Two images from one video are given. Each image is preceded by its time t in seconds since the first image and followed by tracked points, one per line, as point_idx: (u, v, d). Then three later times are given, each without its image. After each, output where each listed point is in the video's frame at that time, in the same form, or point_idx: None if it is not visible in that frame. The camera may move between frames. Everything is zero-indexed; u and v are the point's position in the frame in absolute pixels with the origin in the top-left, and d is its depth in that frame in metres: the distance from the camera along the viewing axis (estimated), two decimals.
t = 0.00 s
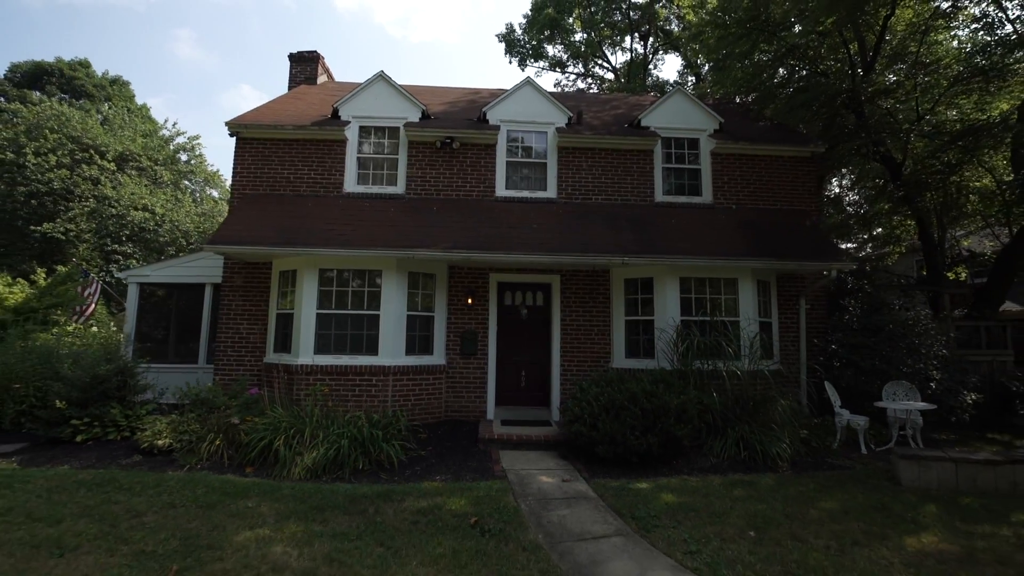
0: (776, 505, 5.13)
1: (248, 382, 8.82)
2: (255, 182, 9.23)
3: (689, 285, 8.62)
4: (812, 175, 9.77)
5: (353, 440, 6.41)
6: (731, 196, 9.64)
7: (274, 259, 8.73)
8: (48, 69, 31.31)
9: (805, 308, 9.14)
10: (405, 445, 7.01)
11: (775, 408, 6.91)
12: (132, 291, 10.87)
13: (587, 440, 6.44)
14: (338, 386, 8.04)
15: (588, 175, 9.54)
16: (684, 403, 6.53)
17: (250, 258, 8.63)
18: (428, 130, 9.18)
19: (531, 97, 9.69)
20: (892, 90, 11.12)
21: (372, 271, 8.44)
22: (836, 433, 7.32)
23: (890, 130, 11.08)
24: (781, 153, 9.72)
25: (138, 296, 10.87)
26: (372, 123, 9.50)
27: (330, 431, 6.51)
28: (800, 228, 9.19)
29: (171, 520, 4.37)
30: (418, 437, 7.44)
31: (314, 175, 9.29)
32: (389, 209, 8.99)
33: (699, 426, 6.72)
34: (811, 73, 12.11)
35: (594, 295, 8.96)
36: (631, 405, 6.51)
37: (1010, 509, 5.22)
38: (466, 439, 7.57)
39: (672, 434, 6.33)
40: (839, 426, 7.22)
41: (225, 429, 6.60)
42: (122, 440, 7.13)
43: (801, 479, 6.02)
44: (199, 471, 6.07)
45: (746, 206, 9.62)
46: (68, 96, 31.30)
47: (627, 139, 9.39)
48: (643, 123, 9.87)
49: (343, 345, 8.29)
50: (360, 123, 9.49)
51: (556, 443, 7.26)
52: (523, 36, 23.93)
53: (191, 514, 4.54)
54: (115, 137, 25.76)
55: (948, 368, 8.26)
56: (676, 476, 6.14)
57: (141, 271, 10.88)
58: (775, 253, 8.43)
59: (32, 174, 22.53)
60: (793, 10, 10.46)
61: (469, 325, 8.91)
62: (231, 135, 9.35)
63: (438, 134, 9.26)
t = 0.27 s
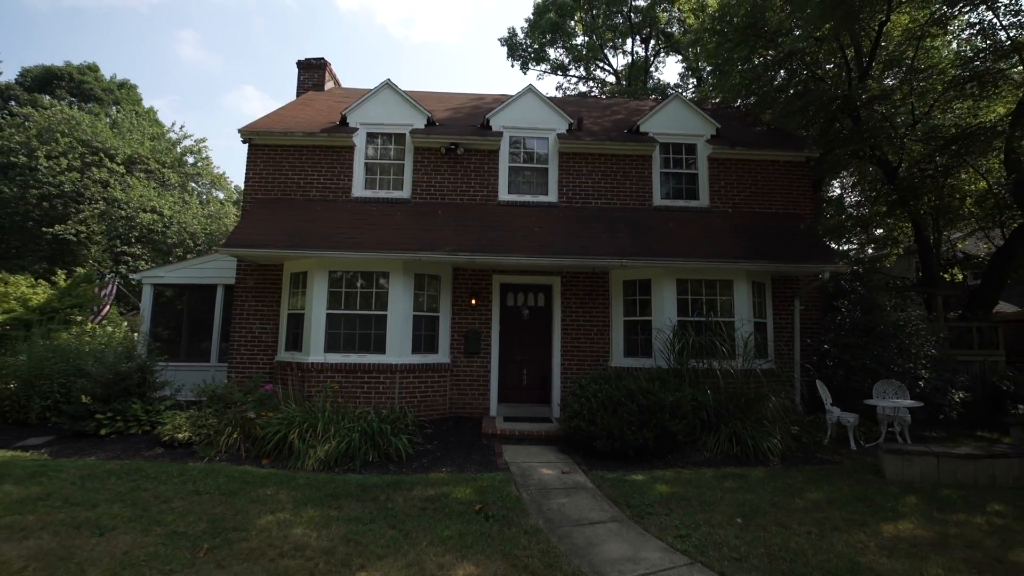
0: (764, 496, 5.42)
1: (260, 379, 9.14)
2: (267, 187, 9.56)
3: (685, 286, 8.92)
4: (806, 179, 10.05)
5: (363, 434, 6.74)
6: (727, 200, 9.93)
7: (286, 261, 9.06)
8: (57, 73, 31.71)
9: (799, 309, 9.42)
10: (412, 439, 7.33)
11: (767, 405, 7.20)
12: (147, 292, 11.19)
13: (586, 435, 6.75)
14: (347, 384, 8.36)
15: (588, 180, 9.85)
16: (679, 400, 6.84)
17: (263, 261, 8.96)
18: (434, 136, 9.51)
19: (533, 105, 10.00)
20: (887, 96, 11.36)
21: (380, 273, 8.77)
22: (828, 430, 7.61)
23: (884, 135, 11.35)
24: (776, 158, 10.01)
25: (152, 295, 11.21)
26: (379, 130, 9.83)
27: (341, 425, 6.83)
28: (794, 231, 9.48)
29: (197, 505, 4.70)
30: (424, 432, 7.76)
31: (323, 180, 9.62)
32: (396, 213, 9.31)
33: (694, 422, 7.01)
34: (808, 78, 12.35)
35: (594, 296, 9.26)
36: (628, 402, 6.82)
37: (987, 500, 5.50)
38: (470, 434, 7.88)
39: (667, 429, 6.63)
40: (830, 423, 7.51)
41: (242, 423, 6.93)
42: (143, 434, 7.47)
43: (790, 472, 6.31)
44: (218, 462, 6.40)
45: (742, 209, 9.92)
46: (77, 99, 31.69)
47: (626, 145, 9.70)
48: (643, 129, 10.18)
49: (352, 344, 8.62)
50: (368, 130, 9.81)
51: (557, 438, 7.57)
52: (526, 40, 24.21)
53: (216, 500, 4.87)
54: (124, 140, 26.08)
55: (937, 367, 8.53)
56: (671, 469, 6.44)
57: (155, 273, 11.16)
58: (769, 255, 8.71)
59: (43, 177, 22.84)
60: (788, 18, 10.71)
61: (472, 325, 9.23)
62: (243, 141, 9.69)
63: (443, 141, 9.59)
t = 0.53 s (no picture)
0: (753, 487, 5.72)
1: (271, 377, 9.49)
2: (278, 191, 9.90)
3: (683, 288, 9.21)
4: (801, 184, 10.34)
5: (373, 429, 7.06)
6: (723, 204, 10.22)
7: (297, 263, 9.39)
8: (66, 77, 32.15)
9: (793, 310, 9.69)
10: (420, 434, 7.64)
11: (759, 403, 7.50)
12: (160, 292, 11.53)
13: (585, 431, 7.07)
14: (356, 381, 8.69)
15: (588, 184, 10.16)
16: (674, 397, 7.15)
17: (274, 262, 9.30)
18: (439, 143, 9.83)
19: (535, 112, 10.32)
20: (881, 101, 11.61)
21: (388, 275, 9.09)
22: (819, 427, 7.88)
23: (877, 140, 11.61)
24: (771, 163, 10.29)
25: (167, 297, 11.56)
26: (385, 136, 10.15)
27: (352, 420, 7.15)
28: (789, 235, 9.76)
29: (221, 493, 5.04)
30: (430, 427, 8.08)
31: (332, 184, 9.95)
32: (402, 217, 9.64)
33: (689, 418, 7.32)
34: (806, 84, 12.58)
35: (594, 297, 9.57)
36: (625, 399, 7.13)
37: (968, 492, 5.77)
38: (474, 429, 8.20)
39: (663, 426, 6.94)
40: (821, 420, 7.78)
41: (257, 418, 7.27)
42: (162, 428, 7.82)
43: (781, 465, 6.60)
44: (236, 454, 6.74)
45: (738, 213, 10.21)
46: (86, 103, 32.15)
47: (625, 151, 10.02)
48: (642, 135, 10.48)
49: (360, 343, 8.94)
50: (375, 136, 10.13)
51: (557, 434, 7.88)
52: (528, 43, 24.50)
53: (238, 488, 5.20)
54: (132, 142, 26.44)
55: (927, 367, 8.79)
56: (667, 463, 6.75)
57: (168, 274, 11.50)
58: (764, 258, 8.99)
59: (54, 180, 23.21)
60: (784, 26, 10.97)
61: (476, 325, 9.55)
62: (255, 147, 10.02)
63: (448, 147, 9.91)
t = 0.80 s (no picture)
0: (744, 480, 6.01)
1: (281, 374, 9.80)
2: (287, 195, 10.21)
3: (680, 289, 9.49)
4: (796, 188, 10.61)
5: (380, 424, 7.36)
6: (720, 207, 10.50)
7: (306, 264, 9.70)
8: (74, 79, 32.52)
9: (788, 310, 9.96)
10: (425, 429, 7.94)
11: (753, 400, 7.78)
12: (172, 292, 11.81)
13: (584, 427, 7.36)
14: (363, 378, 9.00)
15: (588, 188, 10.45)
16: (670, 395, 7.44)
17: (284, 264, 9.62)
18: (443, 148, 10.13)
19: (536, 117, 10.63)
20: (876, 106, 11.86)
21: (394, 276, 9.39)
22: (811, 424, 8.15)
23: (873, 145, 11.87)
24: (767, 167, 10.56)
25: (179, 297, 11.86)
26: (391, 141, 10.45)
27: (360, 416, 7.45)
28: (783, 237, 10.03)
29: (240, 483, 5.35)
30: (435, 423, 8.38)
31: (340, 188, 10.26)
32: (408, 219, 9.94)
33: (685, 415, 7.61)
34: (803, 89, 12.84)
35: (594, 297, 9.86)
36: (623, 396, 7.43)
37: (949, 486, 6.05)
38: (478, 426, 8.50)
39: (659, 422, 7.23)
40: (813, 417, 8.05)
41: (270, 414, 7.58)
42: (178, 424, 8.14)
43: (772, 460, 6.89)
44: (250, 448, 7.05)
45: (734, 216, 10.48)
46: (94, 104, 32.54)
47: (623, 156, 10.32)
48: (641, 141, 10.78)
49: (368, 342, 9.25)
50: (381, 141, 10.43)
51: (558, 430, 8.18)
52: (529, 46, 24.77)
53: (255, 479, 5.51)
54: (140, 143, 26.78)
55: (916, 366, 9.06)
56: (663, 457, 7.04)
57: (179, 274, 11.79)
58: (759, 260, 9.26)
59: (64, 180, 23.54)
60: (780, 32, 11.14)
61: (479, 324, 9.85)
62: (265, 152, 10.33)
63: (452, 152, 10.22)
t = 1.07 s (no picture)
0: (733, 473, 6.30)
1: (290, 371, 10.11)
2: (296, 197, 10.53)
3: (676, 290, 9.79)
4: (790, 191, 10.89)
5: (386, 418, 7.67)
6: (716, 210, 10.79)
7: (314, 265, 10.02)
8: (82, 80, 32.92)
9: (783, 310, 10.23)
10: (429, 423, 8.24)
11: (745, 398, 8.08)
12: (183, 292, 12.12)
13: (582, 422, 7.66)
14: (369, 375, 9.31)
15: (588, 191, 10.75)
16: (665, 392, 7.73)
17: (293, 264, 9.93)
18: (447, 152, 10.45)
19: (537, 123, 10.94)
20: (870, 111, 12.12)
21: (400, 276, 9.70)
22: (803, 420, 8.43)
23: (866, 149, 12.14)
24: (762, 171, 10.84)
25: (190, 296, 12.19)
26: (396, 145, 10.76)
27: (367, 410, 7.76)
28: (777, 240, 10.31)
29: (256, 472, 5.67)
30: (439, 419, 8.68)
31: (347, 191, 10.58)
32: (413, 222, 10.25)
33: (680, 411, 7.90)
34: (798, 94, 13.12)
35: (593, 297, 10.16)
36: (620, 393, 7.72)
37: (929, 478, 6.34)
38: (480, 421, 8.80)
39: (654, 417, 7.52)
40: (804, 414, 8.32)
41: (281, 408, 7.90)
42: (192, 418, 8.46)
43: (762, 454, 7.19)
44: (262, 440, 7.37)
45: (730, 219, 10.77)
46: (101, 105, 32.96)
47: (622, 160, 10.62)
48: (638, 146, 11.06)
49: (374, 340, 9.56)
50: (387, 146, 10.75)
51: (557, 425, 8.47)
52: (531, 49, 25.10)
53: (270, 468, 5.83)
54: (147, 144, 27.15)
55: (905, 366, 9.35)
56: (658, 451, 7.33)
57: (190, 274, 12.10)
58: (753, 262, 9.54)
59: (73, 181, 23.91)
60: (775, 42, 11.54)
61: (481, 323, 10.14)
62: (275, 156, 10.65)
63: (455, 156, 10.53)
